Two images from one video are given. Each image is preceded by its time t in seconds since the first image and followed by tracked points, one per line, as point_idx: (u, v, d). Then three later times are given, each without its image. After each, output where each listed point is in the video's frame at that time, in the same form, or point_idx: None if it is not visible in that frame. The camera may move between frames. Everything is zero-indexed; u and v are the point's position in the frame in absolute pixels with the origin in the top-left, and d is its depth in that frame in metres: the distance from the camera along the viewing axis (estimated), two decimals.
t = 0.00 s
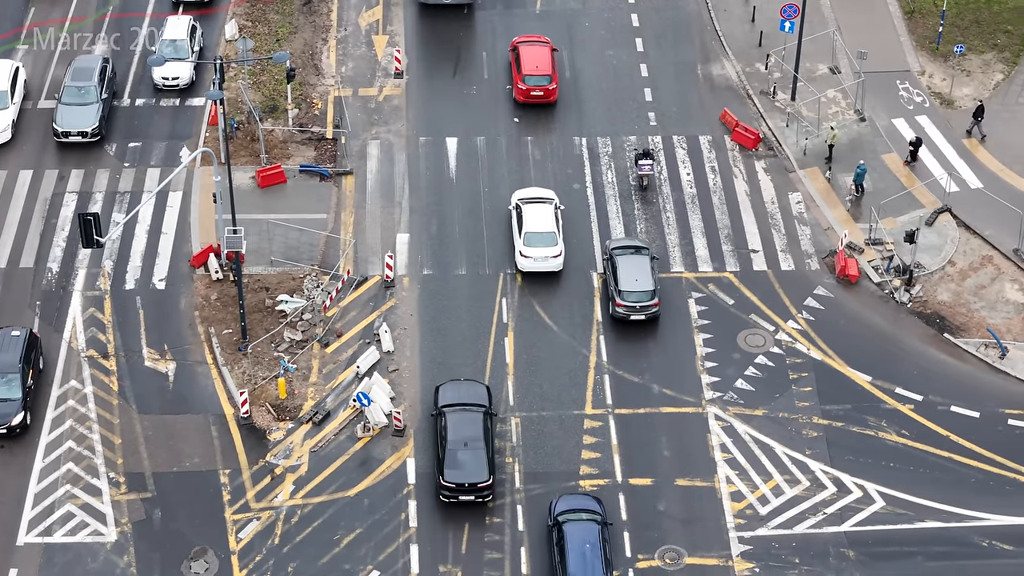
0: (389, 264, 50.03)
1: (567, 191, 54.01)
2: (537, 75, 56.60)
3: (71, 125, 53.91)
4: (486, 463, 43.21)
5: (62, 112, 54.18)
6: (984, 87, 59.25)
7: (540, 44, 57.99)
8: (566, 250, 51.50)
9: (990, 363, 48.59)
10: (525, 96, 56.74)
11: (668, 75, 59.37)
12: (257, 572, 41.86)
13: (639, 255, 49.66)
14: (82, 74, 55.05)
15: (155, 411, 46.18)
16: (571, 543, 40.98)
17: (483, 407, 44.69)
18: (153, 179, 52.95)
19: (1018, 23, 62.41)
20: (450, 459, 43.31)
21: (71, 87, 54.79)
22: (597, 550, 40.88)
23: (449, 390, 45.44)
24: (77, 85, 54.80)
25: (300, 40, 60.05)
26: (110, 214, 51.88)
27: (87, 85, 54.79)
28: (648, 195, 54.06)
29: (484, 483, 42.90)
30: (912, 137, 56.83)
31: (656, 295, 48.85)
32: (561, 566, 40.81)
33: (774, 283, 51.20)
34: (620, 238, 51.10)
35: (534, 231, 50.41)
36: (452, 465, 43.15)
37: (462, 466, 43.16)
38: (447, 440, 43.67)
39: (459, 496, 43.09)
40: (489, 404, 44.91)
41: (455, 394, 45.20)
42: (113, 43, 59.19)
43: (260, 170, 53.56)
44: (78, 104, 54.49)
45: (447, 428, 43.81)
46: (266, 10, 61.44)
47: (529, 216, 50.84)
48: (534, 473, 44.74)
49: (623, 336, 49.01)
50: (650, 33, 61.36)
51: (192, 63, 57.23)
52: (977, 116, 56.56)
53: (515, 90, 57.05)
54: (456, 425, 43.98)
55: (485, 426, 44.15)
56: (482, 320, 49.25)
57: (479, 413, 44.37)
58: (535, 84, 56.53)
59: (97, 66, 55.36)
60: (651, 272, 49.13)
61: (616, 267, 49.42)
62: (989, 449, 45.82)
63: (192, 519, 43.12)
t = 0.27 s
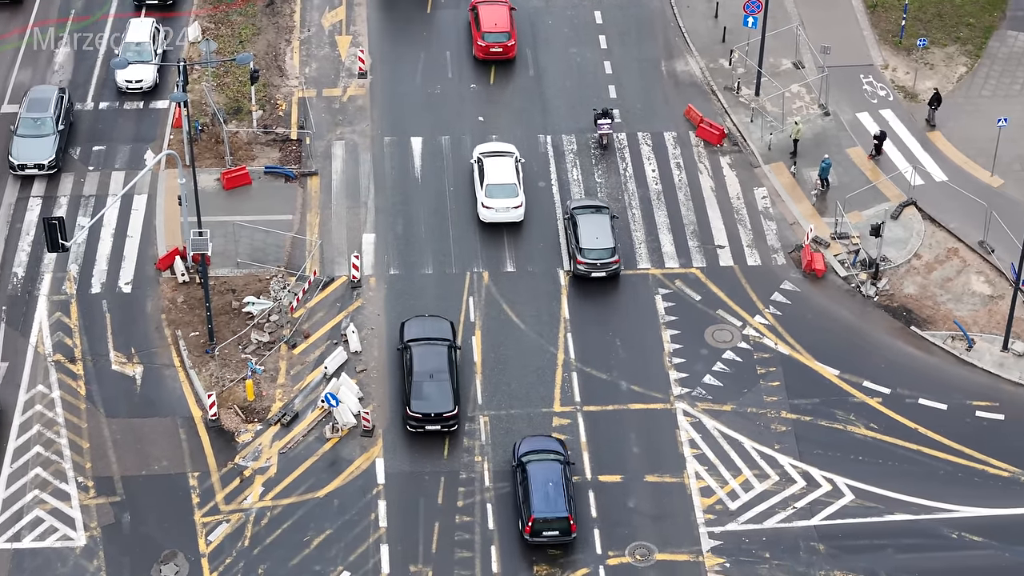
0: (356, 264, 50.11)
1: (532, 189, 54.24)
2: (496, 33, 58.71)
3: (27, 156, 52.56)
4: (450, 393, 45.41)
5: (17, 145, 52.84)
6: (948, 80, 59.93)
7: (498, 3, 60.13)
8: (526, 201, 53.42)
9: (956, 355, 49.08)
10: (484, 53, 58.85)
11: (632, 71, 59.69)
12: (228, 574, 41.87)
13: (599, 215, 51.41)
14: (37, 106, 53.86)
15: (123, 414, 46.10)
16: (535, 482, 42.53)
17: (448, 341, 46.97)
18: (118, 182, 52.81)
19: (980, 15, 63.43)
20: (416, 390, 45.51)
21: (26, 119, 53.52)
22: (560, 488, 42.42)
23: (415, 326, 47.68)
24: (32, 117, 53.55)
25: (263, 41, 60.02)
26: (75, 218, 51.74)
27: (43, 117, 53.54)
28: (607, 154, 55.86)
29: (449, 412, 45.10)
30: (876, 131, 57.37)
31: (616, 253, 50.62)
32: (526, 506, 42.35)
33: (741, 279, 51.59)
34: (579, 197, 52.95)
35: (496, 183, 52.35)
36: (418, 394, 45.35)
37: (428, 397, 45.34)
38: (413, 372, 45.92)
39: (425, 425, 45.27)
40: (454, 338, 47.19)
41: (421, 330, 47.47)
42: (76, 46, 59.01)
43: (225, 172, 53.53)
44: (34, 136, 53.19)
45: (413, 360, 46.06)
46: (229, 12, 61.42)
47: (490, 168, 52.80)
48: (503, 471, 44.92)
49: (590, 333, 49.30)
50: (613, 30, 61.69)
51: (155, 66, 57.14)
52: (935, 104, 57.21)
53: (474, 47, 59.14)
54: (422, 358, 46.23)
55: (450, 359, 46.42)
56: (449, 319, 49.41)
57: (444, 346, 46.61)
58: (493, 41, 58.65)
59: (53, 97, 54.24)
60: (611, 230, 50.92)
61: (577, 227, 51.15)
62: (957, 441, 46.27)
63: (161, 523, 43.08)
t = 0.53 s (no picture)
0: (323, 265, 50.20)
1: (498, 188, 54.46)
2: None
3: None
4: (412, 327, 47.51)
5: None
6: (912, 74, 60.58)
7: None
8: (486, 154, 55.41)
9: (923, 347, 49.63)
10: (443, 13, 61.11)
11: (596, 69, 60.02)
12: None
13: (557, 175, 52.99)
14: None
15: (91, 418, 46.03)
16: (498, 424, 44.41)
17: (410, 278, 49.03)
18: (83, 185, 52.67)
19: (943, 8, 64.11)
20: (380, 324, 47.58)
21: None
22: (522, 430, 44.31)
23: (379, 264, 49.72)
24: None
25: (227, 43, 60.02)
26: (41, 222, 51.61)
27: None
28: (566, 114, 57.78)
29: (412, 343, 47.23)
30: (842, 125, 57.91)
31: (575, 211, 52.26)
32: (490, 447, 44.20)
33: (707, 274, 51.99)
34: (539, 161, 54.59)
35: (456, 136, 54.28)
36: (382, 326, 47.46)
37: (391, 329, 47.45)
38: (377, 306, 48.01)
39: (389, 357, 47.42)
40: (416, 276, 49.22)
41: (384, 268, 49.46)
42: (39, 49, 58.85)
43: (191, 174, 53.51)
44: None
45: (377, 296, 48.09)
46: (192, 15, 61.41)
47: (450, 122, 54.71)
48: (472, 470, 45.11)
49: (557, 331, 49.57)
50: (577, 28, 61.99)
51: (119, 68, 57.01)
52: (890, 93, 58.25)
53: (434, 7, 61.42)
54: (385, 293, 48.32)
55: (412, 295, 48.51)
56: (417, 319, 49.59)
57: (406, 283, 48.70)
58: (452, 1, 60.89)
59: (10, 131, 52.68)
60: (570, 188, 52.48)
61: (537, 185, 52.74)
62: (925, 433, 46.74)
63: (131, 526, 43.06)
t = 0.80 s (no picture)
0: (289, 266, 50.28)
1: (464, 186, 54.68)
2: None
3: None
4: (373, 264, 49.56)
5: None
6: (875, 68, 61.21)
7: None
8: (445, 112, 57.34)
9: (890, 340, 50.18)
10: None
11: (560, 66, 60.34)
12: None
13: (515, 136, 54.83)
14: None
15: (58, 422, 45.98)
16: (459, 369, 46.23)
17: (371, 219, 51.08)
18: (48, 189, 52.52)
19: (906, 2, 64.78)
20: (342, 262, 49.63)
21: None
22: (483, 375, 46.13)
23: (340, 208, 51.71)
24: None
25: (190, 45, 60.02)
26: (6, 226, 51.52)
27: None
28: (526, 93, 58.84)
29: (374, 280, 49.31)
30: (806, 119, 58.44)
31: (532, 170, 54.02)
32: (451, 391, 45.96)
33: (673, 270, 52.39)
34: (497, 122, 56.49)
35: (415, 93, 56.26)
36: (344, 267, 49.39)
37: (353, 267, 49.48)
38: (340, 247, 50.04)
39: (352, 294, 49.48)
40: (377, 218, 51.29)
41: (346, 211, 51.47)
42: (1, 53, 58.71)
43: (156, 176, 53.50)
44: None
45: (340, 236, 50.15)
46: (155, 17, 61.40)
47: (410, 80, 56.77)
48: (442, 468, 45.32)
49: (524, 328, 49.84)
50: (541, 26, 62.30)
51: (82, 71, 56.87)
52: (845, 82, 58.99)
53: None
54: (347, 234, 50.37)
55: (374, 236, 50.56)
56: (384, 318, 49.74)
57: (367, 224, 50.72)
58: None
59: None
60: (527, 148, 54.32)
61: (496, 146, 54.46)
62: (893, 426, 47.26)
63: (100, 530, 43.03)
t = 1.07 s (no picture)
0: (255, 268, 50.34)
1: (429, 186, 54.88)
2: None
3: None
4: (333, 208, 51.78)
5: None
6: (838, 62, 61.79)
7: None
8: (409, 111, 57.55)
9: (856, 334, 50.73)
10: None
11: (524, 65, 60.63)
12: None
13: (472, 97, 56.39)
14: None
15: (25, 427, 45.90)
16: (418, 318, 48.06)
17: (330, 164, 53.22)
18: (12, 193, 52.34)
19: None
20: (304, 206, 51.80)
21: None
22: (442, 323, 48.02)
23: (301, 155, 53.75)
24: None
25: (153, 48, 60.00)
26: None
27: None
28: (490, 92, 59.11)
29: (334, 223, 51.54)
30: (770, 115, 58.96)
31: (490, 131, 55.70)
32: (412, 340, 47.84)
33: (639, 266, 52.76)
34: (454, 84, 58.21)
35: (373, 51, 58.32)
36: (304, 211, 51.58)
37: (313, 210, 51.68)
38: (301, 190, 52.21)
39: (313, 237, 51.71)
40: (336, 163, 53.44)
41: (307, 157, 53.53)
42: None
43: (120, 179, 53.44)
44: None
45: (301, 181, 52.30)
46: (117, 20, 61.37)
47: (368, 38, 58.77)
48: (411, 468, 45.52)
49: (491, 327, 50.10)
50: (504, 25, 62.58)
51: (45, 75, 56.70)
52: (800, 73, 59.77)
53: None
54: (308, 179, 52.53)
55: (333, 181, 52.77)
56: (351, 318, 49.90)
57: (327, 170, 52.89)
58: None
59: None
60: (484, 110, 55.93)
61: (454, 107, 56.17)
62: (860, 419, 47.78)
63: (68, 534, 42.99)
